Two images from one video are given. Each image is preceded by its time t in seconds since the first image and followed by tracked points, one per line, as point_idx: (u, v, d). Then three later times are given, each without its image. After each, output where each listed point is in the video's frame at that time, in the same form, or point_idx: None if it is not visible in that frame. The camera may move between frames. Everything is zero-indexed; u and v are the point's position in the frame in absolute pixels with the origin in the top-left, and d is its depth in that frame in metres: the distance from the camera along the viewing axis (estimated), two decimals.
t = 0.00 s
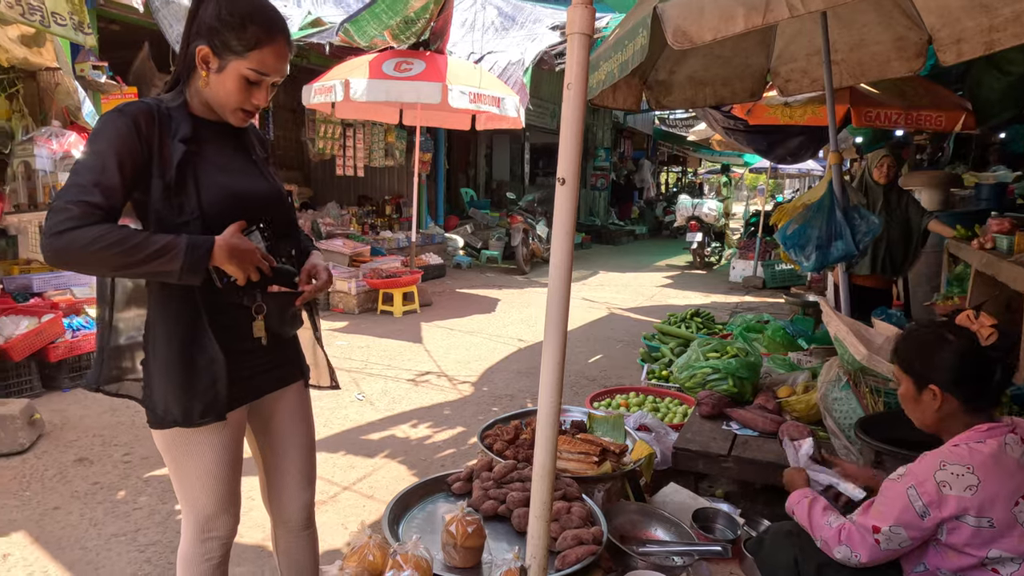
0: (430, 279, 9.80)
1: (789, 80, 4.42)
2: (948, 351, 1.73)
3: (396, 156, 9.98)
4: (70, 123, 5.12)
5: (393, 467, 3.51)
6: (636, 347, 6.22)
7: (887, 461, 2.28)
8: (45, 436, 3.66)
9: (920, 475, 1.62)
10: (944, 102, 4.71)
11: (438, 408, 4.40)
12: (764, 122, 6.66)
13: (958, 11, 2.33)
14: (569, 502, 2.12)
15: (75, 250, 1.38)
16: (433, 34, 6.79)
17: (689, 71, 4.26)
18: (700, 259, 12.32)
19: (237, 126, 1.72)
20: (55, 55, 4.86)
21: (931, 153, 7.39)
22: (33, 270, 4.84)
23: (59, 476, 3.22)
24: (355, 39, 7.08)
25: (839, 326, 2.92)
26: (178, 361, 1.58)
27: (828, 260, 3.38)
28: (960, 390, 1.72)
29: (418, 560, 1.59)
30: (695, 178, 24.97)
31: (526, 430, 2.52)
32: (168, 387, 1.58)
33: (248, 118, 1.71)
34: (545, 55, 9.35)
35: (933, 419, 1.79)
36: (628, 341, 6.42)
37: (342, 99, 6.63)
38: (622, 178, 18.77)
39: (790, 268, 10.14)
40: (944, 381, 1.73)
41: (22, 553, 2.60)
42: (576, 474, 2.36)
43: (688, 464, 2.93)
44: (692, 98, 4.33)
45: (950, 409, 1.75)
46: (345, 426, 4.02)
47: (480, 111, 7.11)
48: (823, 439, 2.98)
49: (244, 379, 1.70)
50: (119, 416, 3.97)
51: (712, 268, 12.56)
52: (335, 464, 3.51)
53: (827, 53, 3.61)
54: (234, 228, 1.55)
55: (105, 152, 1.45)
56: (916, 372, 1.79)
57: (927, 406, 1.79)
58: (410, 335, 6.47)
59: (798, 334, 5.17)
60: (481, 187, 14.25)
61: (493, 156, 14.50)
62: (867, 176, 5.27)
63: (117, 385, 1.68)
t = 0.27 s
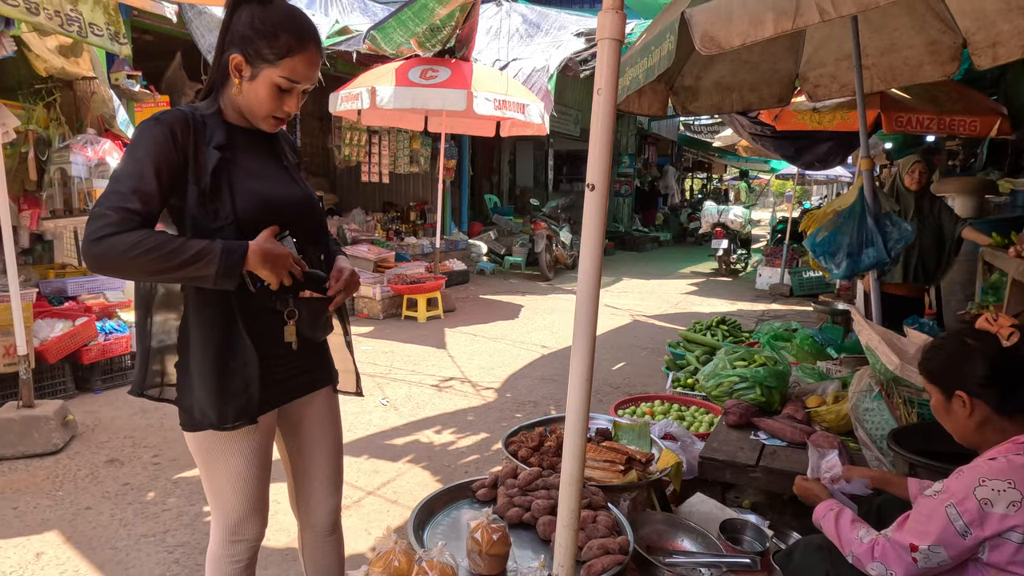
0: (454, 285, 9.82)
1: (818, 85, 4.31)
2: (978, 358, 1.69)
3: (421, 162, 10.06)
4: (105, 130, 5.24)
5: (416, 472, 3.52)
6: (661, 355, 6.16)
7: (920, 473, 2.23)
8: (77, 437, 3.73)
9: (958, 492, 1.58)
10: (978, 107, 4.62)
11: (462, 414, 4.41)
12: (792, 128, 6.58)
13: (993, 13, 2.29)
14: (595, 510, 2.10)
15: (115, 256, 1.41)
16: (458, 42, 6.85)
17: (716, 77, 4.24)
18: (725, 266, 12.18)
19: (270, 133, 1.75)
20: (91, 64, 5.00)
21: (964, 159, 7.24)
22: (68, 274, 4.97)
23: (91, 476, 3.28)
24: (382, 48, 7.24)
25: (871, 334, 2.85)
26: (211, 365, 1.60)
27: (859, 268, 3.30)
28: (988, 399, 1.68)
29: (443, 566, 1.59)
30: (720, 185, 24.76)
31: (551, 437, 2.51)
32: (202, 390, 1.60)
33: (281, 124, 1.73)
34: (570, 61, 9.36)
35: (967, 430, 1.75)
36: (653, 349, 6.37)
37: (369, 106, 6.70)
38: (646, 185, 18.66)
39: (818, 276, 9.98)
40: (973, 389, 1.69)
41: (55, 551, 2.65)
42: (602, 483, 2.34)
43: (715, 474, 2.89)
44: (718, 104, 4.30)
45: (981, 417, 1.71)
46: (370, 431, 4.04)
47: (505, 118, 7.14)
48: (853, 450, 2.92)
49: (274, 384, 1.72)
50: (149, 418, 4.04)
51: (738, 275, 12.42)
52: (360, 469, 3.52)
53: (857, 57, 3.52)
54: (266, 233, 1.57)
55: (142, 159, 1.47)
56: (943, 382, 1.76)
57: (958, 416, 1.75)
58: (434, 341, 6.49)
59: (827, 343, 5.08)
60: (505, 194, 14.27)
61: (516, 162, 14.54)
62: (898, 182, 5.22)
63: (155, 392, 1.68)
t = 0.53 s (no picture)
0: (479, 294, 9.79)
1: (853, 93, 4.26)
2: (997, 381, 1.80)
3: (446, 171, 10.08)
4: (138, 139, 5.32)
5: (443, 484, 3.48)
6: (689, 366, 6.05)
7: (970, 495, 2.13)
8: (108, 443, 3.76)
9: (1012, 511, 1.50)
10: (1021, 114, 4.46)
11: (489, 425, 4.36)
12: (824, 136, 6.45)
13: None
14: (630, 530, 2.04)
15: (149, 266, 1.39)
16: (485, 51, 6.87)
17: (747, 84, 4.12)
18: (754, 276, 11.98)
19: (303, 141, 1.73)
20: (126, 75, 5.09)
21: (1003, 168, 7.04)
22: (101, 281, 5.05)
23: (121, 483, 3.30)
24: (410, 57, 7.19)
25: (914, 349, 2.76)
26: (242, 376, 1.57)
27: (899, 280, 3.21)
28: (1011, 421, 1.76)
29: None
30: (747, 195, 24.45)
31: (582, 453, 2.46)
32: (234, 401, 1.57)
33: (314, 132, 1.71)
34: (597, 70, 9.33)
35: (1006, 457, 1.79)
36: (681, 360, 6.26)
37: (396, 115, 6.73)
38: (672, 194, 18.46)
39: (849, 286, 9.77)
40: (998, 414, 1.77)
41: (84, 559, 2.66)
42: (636, 500, 2.28)
43: (750, 491, 2.81)
44: (750, 111, 4.19)
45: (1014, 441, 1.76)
46: (396, 441, 4.01)
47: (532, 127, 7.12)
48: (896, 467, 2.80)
49: (306, 395, 1.69)
50: (177, 425, 4.06)
51: (767, 285, 12.22)
52: (386, 480, 3.49)
53: (898, 62, 3.46)
54: (300, 242, 1.54)
55: (177, 168, 1.46)
56: (969, 411, 1.85)
57: (992, 442, 1.81)
58: (459, 350, 6.45)
59: (863, 356, 4.94)
60: (530, 202, 14.25)
61: (541, 171, 14.51)
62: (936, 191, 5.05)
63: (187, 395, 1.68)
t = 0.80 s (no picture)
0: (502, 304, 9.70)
1: (896, 99, 4.08)
2: None
3: (471, 180, 10.02)
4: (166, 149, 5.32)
5: (469, 502, 3.37)
6: (720, 381, 5.89)
7: None
8: (131, 455, 3.72)
9: None
10: None
11: (515, 441, 4.25)
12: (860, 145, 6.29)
13: None
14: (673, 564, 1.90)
15: (169, 283, 1.31)
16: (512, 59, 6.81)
17: (785, 91, 4.02)
18: (783, 287, 11.73)
19: (330, 151, 1.65)
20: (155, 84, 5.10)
21: None
22: (127, 290, 5.04)
23: (142, 497, 3.25)
24: (436, 65, 7.02)
25: (972, 371, 2.61)
26: (264, 399, 1.48)
27: (950, 295, 3.05)
28: None
29: None
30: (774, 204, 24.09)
31: (617, 477, 2.35)
32: (254, 425, 1.49)
33: (342, 142, 1.63)
34: (624, 78, 9.22)
35: None
36: (711, 374, 6.09)
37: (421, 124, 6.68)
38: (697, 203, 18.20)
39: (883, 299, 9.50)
40: None
41: None
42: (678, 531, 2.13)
43: (794, 518, 2.66)
44: (788, 118, 4.09)
45: None
46: (420, 456, 3.91)
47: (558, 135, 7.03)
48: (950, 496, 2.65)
49: (330, 418, 1.61)
50: (200, 437, 4.01)
51: (796, 297, 11.96)
52: (411, 498, 3.39)
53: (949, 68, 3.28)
54: (326, 258, 1.46)
55: (199, 180, 1.38)
56: None
57: None
58: (484, 362, 6.35)
59: (905, 373, 4.74)
60: (554, 211, 14.15)
61: (565, 180, 14.42)
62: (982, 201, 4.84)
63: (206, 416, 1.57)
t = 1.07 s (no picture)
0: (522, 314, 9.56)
1: (937, 106, 3.88)
2: None
3: (491, 188, 9.92)
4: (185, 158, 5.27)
5: (490, 526, 3.23)
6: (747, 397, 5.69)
7: None
8: (144, 471, 3.63)
9: None
10: None
11: (537, 460, 4.10)
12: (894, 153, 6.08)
13: None
14: None
15: (167, 307, 1.20)
16: (533, 66, 6.71)
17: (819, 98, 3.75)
18: (809, 298, 11.46)
19: (345, 162, 1.53)
20: (174, 93, 5.06)
21: None
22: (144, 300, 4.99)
23: (154, 517, 3.15)
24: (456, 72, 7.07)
25: None
26: (270, 431, 1.36)
27: (1005, 313, 2.89)
28: None
29: None
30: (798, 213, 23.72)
31: (650, 508, 2.22)
32: (260, 461, 1.37)
33: (357, 153, 1.51)
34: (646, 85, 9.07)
35: None
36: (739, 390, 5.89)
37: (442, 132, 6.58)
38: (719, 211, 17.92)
39: (915, 311, 9.20)
40: None
41: None
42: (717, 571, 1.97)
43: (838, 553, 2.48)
44: (823, 126, 3.96)
45: None
46: (439, 476, 3.78)
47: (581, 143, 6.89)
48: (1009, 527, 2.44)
49: (342, 450, 1.48)
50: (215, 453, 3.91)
51: (823, 308, 11.67)
52: (429, 521, 3.25)
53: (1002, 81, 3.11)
54: (339, 278, 1.34)
55: (201, 194, 1.27)
56: None
57: None
58: (504, 374, 6.21)
59: (946, 392, 4.51)
60: (574, 220, 14.00)
61: (585, 188, 14.28)
62: None
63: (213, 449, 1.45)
